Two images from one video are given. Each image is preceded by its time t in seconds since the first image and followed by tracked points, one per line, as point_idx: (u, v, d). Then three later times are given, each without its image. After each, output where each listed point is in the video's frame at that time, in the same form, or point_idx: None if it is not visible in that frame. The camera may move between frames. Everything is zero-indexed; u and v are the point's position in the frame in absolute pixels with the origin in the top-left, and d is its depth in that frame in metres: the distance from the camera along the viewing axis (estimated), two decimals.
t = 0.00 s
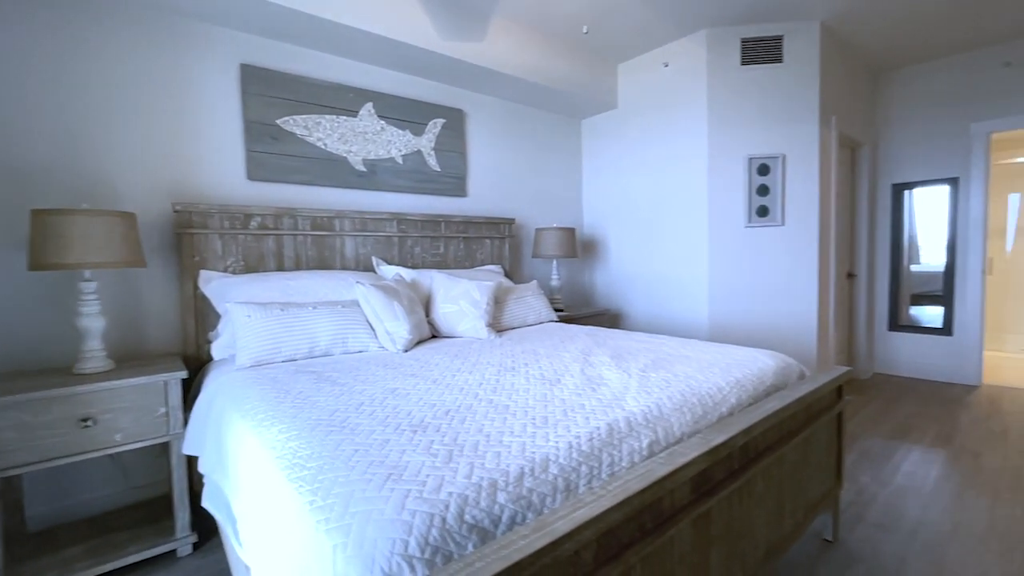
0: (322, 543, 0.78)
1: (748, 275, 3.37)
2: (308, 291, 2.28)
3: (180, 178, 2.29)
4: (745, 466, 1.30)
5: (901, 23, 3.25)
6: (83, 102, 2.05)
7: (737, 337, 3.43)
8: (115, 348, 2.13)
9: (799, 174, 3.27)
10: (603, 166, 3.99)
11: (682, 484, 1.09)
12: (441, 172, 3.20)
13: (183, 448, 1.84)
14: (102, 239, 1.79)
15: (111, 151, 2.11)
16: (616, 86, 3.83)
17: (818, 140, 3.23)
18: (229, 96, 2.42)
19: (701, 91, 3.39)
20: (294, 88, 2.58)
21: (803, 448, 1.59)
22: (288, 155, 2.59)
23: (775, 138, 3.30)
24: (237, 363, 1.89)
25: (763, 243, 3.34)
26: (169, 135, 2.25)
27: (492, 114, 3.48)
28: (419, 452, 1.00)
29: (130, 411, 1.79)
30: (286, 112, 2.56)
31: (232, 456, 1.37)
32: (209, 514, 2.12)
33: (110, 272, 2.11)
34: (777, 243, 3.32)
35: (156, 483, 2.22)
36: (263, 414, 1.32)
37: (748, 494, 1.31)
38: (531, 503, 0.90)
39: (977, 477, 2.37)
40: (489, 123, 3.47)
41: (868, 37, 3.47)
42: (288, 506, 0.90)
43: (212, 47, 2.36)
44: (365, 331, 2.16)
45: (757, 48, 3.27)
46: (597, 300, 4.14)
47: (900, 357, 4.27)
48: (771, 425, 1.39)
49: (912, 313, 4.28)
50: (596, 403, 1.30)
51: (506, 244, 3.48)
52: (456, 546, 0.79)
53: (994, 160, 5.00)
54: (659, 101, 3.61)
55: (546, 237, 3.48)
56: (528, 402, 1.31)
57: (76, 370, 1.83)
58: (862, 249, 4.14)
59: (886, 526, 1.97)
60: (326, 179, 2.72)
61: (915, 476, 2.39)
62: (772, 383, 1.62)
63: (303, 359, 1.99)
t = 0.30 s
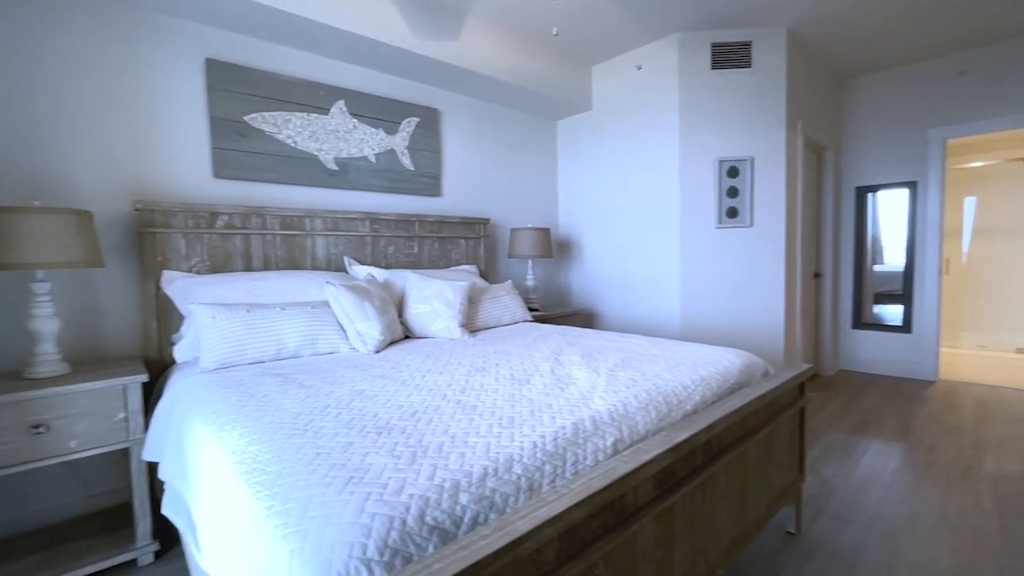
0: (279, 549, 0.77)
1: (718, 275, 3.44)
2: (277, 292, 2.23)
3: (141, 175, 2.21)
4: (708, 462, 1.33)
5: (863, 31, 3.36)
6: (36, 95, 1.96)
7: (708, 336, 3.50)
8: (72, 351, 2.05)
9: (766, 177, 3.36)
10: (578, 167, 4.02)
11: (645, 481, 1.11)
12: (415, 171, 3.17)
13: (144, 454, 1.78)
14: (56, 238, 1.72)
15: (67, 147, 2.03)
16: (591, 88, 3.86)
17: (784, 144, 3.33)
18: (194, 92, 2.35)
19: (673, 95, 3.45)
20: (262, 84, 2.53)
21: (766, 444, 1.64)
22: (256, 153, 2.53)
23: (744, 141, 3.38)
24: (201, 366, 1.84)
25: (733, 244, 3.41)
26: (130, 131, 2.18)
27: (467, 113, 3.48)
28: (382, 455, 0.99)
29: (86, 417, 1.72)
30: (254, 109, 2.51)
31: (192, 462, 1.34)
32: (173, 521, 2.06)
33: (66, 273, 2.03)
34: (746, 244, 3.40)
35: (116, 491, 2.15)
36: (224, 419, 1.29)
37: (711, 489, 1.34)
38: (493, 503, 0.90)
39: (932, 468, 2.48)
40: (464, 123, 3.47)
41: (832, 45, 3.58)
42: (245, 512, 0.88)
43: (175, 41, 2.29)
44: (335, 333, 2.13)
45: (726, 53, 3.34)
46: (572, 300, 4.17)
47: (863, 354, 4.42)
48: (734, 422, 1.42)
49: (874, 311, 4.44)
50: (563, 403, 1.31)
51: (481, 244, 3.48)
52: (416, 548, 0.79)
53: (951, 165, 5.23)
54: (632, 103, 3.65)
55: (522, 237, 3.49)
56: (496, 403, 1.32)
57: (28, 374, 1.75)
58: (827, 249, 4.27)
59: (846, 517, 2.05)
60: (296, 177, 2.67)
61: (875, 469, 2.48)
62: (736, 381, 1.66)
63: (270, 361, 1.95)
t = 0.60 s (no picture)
0: (231, 560, 0.74)
1: (690, 275, 3.50)
2: (242, 293, 2.18)
3: (96, 172, 2.13)
4: (674, 460, 1.35)
5: (827, 38, 3.47)
6: None
7: (680, 335, 3.55)
8: (21, 356, 1.96)
9: (735, 179, 3.44)
10: (553, 168, 4.04)
11: (610, 480, 1.11)
12: (387, 170, 3.14)
13: (99, 463, 1.71)
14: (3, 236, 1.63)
15: (16, 142, 1.94)
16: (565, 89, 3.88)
17: (752, 147, 3.42)
18: (155, 87, 2.27)
19: (645, 97, 3.48)
20: (228, 80, 2.46)
21: (732, 441, 1.67)
22: (221, 150, 2.46)
23: (714, 144, 3.45)
24: (160, 371, 1.78)
25: (704, 245, 3.48)
26: (84, 126, 2.09)
27: (441, 113, 3.45)
28: (343, 460, 0.97)
29: (36, 425, 1.64)
30: (219, 105, 2.44)
31: (148, 471, 1.29)
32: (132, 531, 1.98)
33: (14, 274, 1.93)
34: (716, 244, 3.47)
35: (71, 502, 2.06)
36: (181, 425, 1.25)
37: (677, 486, 1.36)
38: (456, 506, 0.90)
39: (892, 461, 2.57)
40: (438, 122, 3.44)
41: (798, 51, 3.69)
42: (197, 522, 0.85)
43: (134, 33, 2.21)
44: (303, 335, 2.08)
45: (697, 56, 3.40)
46: (547, 300, 4.18)
47: (829, 351, 4.56)
48: (700, 420, 1.45)
49: (839, 310, 4.57)
50: (531, 404, 1.31)
51: (456, 244, 3.45)
52: (374, 554, 0.77)
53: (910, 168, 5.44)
54: (606, 104, 3.69)
55: (496, 238, 3.48)
56: (464, 405, 1.31)
57: None
58: (794, 250, 4.39)
59: (810, 510, 2.10)
60: (263, 175, 2.61)
61: (838, 463, 2.56)
62: (703, 379, 1.69)
63: (234, 365, 1.90)
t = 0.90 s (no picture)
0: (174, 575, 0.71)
1: (663, 274, 3.54)
2: (204, 294, 2.10)
3: (45, 167, 2.02)
4: (641, 458, 1.35)
5: (794, 43, 3.56)
6: None
7: (653, 334, 3.59)
8: None
9: (706, 180, 3.50)
10: (527, 167, 4.03)
11: (576, 480, 1.11)
12: (358, 168, 3.08)
13: (46, 473, 1.62)
14: None
15: None
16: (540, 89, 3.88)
17: (721, 149, 3.48)
18: (109, 78, 2.17)
19: (618, 97, 3.51)
20: (188, 72, 2.37)
21: (700, 439, 1.69)
22: (182, 145, 2.37)
23: (686, 145, 3.50)
24: (113, 375, 1.70)
25: (676, 244, 3.53)
26: (32, 118, 1.99)
27: (413, 110, 3.41)
28: (300, 466, 0.94)
29: None
30: (179, 98, 2.35)
31: (96, 481, 1.23)
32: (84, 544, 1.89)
33: None
34: (688, 244, 3.52)
35: (17, 514, 1.95)
36: (131, 432, 1.19)
37: (644, 485, 1.37)
38: (417, 511, 0.88)
39: (855, 455, 2.65)
40: (411, 120, 3.40)
41: (766, 55, 3.77)
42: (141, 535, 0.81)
43: (86, 21, 2.11)
44: (268, 336, 2.02)
45: (669, 58, 3.45)
46: (523, 299, 4.17)
47: (796, 349, 4.68)
48: (667, 418, 1.46)
49: (806, 308, 4.70)
50: (498, 404, 1.30)
51: (429, 243, 3.41)
52: (329, 563, 0.75)
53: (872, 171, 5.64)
54: (580, 105, 3.70)
55: (471, 237, 3.45)
56: (430, 406, 1.29)
57: None
58: (763, 250, 4.50)
59: (777, 505, 2.15)
60: (227, 172, 2.52)
61: (804, 457, 2.62)
62: (671, 378, 1.70)
63: (194, 368, 1.83)
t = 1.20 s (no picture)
0: None
1: (633, 273, 3.57)
2: (156, 295, 2.00)
3: None
4: (607, 456, 1.34)
5: (759, 46, 3.63)
6: None
7: (625, 332, 3.61)
8: None
9: (675, 179, 3.54)
10: (499, 165, 4.01)
11: (539, 481, 1.09)
12: (324, 164, 2.99)
13: None
14: None
15: None
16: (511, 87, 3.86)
17: (689, 149, 3.54)
18: (52, 65, 2.05)
19: (588, 96, 3.51)
20: (139, 61, 2.26)
21: (666, 435, 1.70)
22: (133, 138, 2.26)
23: (655, 144, 3.53)
24: (55, 381, 1.60)
25: (646, 243, 3.56)
26: None
27: (382, 106, 3.34)
28: (247, 474, 0.89)
29: None
30: (129, 88, 2.23)
31: (28, 495, 1.14)
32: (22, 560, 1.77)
33: None
34: (658, 243, 3.56)
35: None
36: (66, 441, 1.11)
37: (610, 483, 1.36)
38: (371, 518, 0.84)
39: (818, 448, 2.72)
40: (379, 116, 3.33)
41: (732, 58, 3.84)
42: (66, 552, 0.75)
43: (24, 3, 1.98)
44: (226, 338, 1.94)
45: (639, 58, 3.47)
46: (495, 299, 4.14)
47: (763, 345, 4.80)
48: (633, 416, 1.46)
49: (772, 305, 4.82)
50: (462, 405, 1.27)
51: (399, 242, 3.34)
52: None
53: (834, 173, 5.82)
54: (550, 103, 3.69)
55: (441, 235, 3.41)
56: (391, 408, 1.25)
57: None
58: (731, 248, 4.59)
59: (742, 499, 2.18)
60: (183, 166, 2.41)
61: (769, 451, 2.68)
62: (638, 376, 1.70)
63: (144, 372, 1.74)
